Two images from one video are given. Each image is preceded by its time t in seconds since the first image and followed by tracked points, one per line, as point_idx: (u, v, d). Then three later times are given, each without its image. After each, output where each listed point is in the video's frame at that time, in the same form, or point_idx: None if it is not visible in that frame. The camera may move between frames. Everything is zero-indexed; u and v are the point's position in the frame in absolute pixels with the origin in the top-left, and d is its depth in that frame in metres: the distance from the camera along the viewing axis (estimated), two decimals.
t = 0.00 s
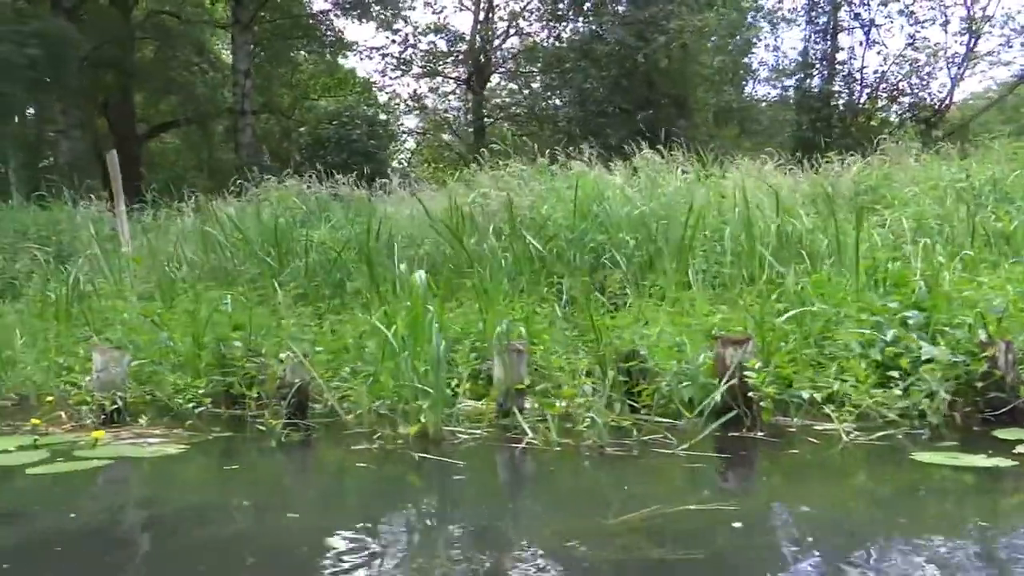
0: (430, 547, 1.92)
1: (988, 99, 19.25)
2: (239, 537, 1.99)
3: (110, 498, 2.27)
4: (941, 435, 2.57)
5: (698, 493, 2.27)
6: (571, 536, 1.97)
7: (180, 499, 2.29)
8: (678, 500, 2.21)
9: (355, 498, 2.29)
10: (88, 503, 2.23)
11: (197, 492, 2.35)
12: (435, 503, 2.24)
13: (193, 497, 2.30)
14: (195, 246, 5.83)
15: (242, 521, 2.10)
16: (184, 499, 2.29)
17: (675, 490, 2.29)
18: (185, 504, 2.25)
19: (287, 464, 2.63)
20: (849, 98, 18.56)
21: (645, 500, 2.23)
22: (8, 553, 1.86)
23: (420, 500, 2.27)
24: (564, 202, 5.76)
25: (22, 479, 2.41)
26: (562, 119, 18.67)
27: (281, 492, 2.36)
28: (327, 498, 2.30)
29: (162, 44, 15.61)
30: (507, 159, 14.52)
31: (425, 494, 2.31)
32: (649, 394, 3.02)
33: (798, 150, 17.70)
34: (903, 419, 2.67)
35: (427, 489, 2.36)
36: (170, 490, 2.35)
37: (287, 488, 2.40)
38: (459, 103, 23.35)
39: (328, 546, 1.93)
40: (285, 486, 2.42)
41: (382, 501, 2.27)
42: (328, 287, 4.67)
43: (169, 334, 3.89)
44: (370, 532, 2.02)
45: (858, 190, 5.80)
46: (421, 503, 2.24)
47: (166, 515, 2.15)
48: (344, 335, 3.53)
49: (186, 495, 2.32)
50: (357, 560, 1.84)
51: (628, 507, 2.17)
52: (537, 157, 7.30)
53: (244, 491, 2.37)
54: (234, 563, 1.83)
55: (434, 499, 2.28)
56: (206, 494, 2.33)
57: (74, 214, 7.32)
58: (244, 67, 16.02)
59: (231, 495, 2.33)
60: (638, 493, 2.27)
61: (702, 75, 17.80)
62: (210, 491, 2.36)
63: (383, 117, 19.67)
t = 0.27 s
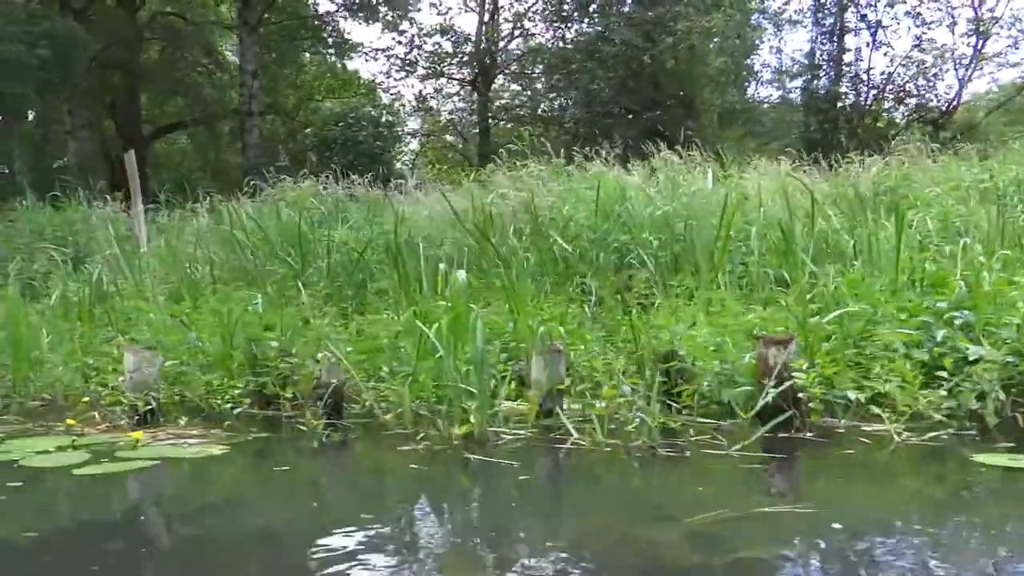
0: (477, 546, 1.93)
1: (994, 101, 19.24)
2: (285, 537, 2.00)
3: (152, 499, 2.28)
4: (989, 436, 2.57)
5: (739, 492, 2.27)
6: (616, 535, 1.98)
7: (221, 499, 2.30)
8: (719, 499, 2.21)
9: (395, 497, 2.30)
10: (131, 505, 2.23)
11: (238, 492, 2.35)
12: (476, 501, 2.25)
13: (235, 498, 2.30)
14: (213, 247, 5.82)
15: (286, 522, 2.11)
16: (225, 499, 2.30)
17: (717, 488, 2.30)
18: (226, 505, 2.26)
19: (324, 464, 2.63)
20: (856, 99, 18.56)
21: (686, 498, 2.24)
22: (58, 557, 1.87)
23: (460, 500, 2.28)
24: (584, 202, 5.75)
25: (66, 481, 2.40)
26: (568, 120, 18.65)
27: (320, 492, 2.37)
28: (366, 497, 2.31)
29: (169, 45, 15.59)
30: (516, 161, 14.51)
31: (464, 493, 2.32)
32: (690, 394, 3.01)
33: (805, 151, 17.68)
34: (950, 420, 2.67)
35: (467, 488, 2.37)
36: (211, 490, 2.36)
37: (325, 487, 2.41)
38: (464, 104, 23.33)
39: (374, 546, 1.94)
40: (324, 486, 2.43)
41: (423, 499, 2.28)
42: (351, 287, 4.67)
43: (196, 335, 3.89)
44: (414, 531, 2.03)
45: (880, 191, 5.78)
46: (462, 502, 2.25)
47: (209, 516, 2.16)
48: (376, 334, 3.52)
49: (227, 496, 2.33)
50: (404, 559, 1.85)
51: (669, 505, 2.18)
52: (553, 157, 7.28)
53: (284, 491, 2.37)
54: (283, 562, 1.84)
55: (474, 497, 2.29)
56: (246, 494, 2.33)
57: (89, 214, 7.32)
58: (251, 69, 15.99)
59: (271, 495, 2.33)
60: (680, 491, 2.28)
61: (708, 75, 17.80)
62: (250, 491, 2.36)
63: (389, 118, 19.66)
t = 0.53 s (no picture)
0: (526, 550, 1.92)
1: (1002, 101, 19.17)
2: (332, 541, 1.99)
3: (198, 501, 2.26)
4: None
5: (788, 493, 2.25)
6: (667, 537, 1.97)
7: (265, 503, 2.28)
8: (767, 501, 2.20)
9: (441, 500, 2.29)
10: (179, 506, 2.22)
11: (283, 494, 2.34)
12: (523, 505, 2.24)
13: (280, 501, 2.29)
14: (233, 248, 5.81)
15: (334, 524, 2.10)
16: (272, 502, 2.28)
17: (764, 490, 2.28)
18: (272, 507, 2.25)
19: (365, 465, 2.62)
20: (863, 98, 18.51)
21: (733, 500, 2.23)
22: (103, 559, 1.88)
23: (506, 503, 2.26)
24: (605, 202, 5.72)
25: (115, 482, 2.38)
26: (574, 120, 18.60)
27: (364, 494, 2.35)
28: (411, 500, 2.29)
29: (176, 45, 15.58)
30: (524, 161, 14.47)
31: (510, 497, 2.31)
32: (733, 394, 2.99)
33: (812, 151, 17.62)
34: (1001, 420, 2.65)
35: (512, 491, 2.35)
36: (256, 493, 2.35)
37: (369, 489, 2.40)
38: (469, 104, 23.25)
39: (419, 548, 1.93)
40: (368, 487, 2.41)
41: (467, 502, 2.27)
42: (375, 287, 4.63)
43: (226, 335, 3.88)
44: (460, 534, 2.02)
45: (901, 190, 5.75)
46: (508, 505, 2.25)
47: (255, 519, 2.15)
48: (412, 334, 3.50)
49: (271, 498, 2.31)
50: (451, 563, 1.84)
51: (717, 508, 2.17)
52: (569, 158, 7.24)
53: (329, 493, 2.36)
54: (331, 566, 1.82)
55: (520, 501, 2.27)
56: (293, 497, 2.32)
57: (106, 214, 7.30)
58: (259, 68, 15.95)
59: (316, 497, 2.32)
60: (724, 492, 2.27)
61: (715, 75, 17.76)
62: (296, 494, 2.35)
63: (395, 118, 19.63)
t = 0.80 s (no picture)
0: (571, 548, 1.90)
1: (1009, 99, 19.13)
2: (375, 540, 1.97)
3: (239, 499, 2.24)
4: None
5: (835, 493, 2.23)
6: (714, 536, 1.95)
7: (306, 501, 2.26)
8: (813, 499, 2.18)
9: (482, 499, 2.26)
10: (220, 504, 2.20)
11: (324, 493, 2.32)
12: (567, 503, 2.22)
13: (321, 499, 2.27)
14: (250, 247, 5.78)
15: (376, 524, 2.08)
16: (313, 501, 2.26)
17: (811, 489, 2.26)
18: (314, 505, 2.22)
19: (403, 464, 2.60)
20: (869, 97, 18.48)
21: (779, 498, 2.20)
22: (143, 555, 1.86)
23: (550, 501, 2.24)
24: (624, 200, 5.69)
25: (157, 481, 2.35)
26: (581, 119, 18.56)
27: (405, 492, 2.33)
28: (453, 498, 2.27)
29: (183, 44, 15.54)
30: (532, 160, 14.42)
31: (553, 495, 2.28)
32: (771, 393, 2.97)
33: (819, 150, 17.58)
34: None
35: (555, 490, 2.33)
36: (297, 491, 2.33)
37: (410, 488, 2.38)
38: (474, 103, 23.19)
39: (464, 548, 1.91)
40: (409, 485, 2.40)
41: (509, 501, 2.25)
42: (397, 285, 4.60)
43: (252, 333, 3.86)
44: (504, 534, 2.00)
45: (922, 187, 5.71)
46: (552, 503, 2.23)
47: (297, 517, 2.13)
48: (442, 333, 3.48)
49: (312, 496, 2.29)
50: (495, 564, 1.81)
51: (763, 506, 2.15)
52: (584, 156, 7.20)
53: (370, 491, 2.34)
54: (374, 567, 1.80)
55: (564, 499, 2.25)
56: (334, 496, 2.30)
57: (120, 212, 7.28)
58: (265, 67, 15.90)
59: (356, 496, 2.30)
60: (769, 491, 2.25)
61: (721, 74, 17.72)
62: (336, 492, 2.33)
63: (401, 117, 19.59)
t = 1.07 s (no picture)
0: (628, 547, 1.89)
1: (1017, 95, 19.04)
2: (432, 539, 1.96)
3: (290, 496, 2.24)
4: None
5: (885, 489, 2.22)
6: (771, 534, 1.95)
7: (357, 498, 2.25)
8: (863, 496, 2.17)
9: (533, 497, 2.26)
10: (271, 502, 2.20)
11: (374, 490, 2.31)
12: (619, 500, 2.22)
13: (371, 497, 2.26)
14: (270, 244, 5.77)
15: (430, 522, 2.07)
16: (363, 498, 2.25)
17: (864, 485, 2.25)
18: (366, 504, 2.22)
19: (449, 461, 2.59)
20: (875, 94, 18.45)
21: (832, 495, 2.20)
22: (201, 553, 1.87)
23: (601, 498, 2.24)
24: (644, 197, 5.68)
25: (207, 478, 2.35)
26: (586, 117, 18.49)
27: (455, 489, 2.33)
28: (503, 496, 2.27)
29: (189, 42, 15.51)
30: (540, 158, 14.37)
31: (604, 491, 2.28)
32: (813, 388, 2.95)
33: (826, 147, 17.52)
34: None
35: (605, 486, 2.33)
36: (346, 488, 2.32)
37: (459, 485, 2.37)
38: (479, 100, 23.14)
39: (519, 548, 1.91)
40: (457, 483, 2.39)
41: (561, 498, 2.25)
42: (421, 281, 4.58)
43: (282, 330, 3.85)
44: (558, 532, 2.00)
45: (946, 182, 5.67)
46: (604, 500, 2.22)
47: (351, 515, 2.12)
48: (478, 331, 3.47)
49: (363, 494, 2.29)
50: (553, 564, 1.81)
51: (817, 503, 2.14)
52: (600, 153, 7.18)
53: (420, 488, 2.33)
54: (431, 567, 1.80)
55: (616, 496, 2.25)
56: (384, 494, 2.29)
57: (135, 209, 7.26)
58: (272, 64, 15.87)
59: (407, 493, 2.29)
60: (821, 488, 2.24)
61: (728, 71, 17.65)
62: (386, 490, 2.32)
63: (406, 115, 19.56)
